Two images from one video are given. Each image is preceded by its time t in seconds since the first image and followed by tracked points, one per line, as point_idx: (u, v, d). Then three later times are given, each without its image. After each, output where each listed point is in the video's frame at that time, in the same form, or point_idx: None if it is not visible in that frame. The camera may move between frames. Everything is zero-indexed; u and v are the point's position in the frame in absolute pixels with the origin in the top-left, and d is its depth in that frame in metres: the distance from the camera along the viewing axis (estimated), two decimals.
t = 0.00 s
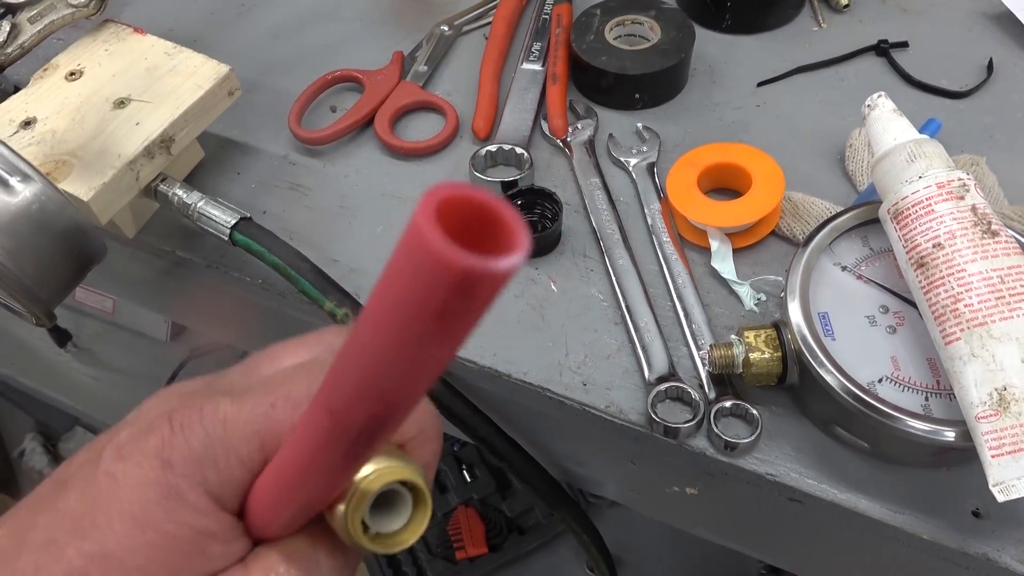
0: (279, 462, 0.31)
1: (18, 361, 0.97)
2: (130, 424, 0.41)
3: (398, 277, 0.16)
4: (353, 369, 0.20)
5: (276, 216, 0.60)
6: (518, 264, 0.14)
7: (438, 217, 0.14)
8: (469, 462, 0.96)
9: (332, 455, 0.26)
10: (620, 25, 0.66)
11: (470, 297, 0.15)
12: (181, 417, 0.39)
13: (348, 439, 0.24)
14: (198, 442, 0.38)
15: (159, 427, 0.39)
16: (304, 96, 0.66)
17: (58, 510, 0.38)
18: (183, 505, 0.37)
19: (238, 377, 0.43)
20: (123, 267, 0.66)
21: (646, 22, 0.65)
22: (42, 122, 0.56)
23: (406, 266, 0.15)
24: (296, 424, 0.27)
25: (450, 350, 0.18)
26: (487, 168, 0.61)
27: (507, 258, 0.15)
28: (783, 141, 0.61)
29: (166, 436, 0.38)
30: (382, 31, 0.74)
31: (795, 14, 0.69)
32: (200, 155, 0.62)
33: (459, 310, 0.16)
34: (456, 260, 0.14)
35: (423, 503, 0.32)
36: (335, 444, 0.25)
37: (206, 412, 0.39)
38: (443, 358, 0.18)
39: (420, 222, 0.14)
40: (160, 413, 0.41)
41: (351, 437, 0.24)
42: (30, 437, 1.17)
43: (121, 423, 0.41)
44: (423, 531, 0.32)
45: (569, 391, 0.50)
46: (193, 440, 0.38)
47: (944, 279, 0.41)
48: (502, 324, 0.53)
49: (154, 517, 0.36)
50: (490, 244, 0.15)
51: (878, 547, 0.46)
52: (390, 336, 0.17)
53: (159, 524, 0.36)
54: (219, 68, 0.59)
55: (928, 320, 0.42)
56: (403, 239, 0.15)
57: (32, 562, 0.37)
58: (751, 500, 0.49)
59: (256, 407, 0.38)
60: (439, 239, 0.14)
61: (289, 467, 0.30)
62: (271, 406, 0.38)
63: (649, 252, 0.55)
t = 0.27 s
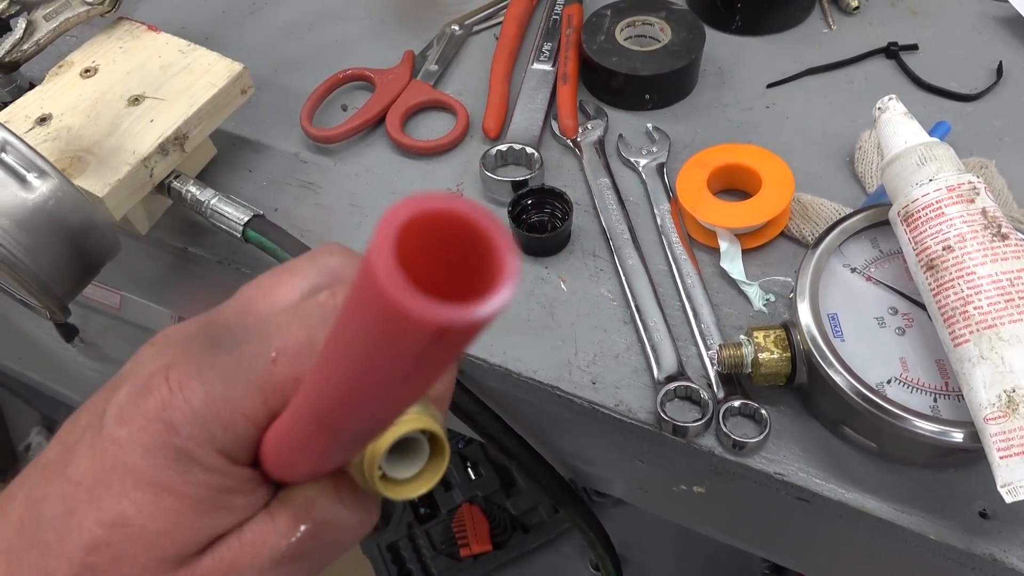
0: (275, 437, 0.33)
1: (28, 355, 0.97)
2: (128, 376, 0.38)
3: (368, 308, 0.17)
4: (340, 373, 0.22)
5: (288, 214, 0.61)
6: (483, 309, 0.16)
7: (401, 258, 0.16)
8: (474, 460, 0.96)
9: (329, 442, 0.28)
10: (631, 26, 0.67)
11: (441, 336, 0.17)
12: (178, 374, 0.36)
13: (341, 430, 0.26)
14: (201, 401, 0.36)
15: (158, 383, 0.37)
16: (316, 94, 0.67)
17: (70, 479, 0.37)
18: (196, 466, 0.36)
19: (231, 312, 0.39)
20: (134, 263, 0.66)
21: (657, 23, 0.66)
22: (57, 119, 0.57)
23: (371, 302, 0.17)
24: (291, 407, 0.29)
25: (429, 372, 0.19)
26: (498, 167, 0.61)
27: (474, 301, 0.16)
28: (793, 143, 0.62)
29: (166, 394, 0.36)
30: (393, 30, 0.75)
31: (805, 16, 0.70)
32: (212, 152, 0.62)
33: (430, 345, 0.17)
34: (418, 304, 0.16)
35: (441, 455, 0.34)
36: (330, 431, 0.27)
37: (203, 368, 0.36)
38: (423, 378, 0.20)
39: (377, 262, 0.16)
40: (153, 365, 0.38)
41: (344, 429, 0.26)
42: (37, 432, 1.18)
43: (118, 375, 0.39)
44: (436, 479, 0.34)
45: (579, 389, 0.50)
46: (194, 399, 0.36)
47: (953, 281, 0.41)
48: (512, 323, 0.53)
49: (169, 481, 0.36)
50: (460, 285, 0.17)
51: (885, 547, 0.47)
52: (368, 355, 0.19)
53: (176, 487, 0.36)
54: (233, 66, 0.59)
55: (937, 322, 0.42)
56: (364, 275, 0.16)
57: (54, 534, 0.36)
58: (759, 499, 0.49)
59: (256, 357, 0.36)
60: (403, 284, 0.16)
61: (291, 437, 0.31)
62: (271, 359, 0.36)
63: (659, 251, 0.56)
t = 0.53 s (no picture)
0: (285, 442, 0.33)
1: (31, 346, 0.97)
2: (139, 374, 0.37)
3: (400, 338, 0.18)
4: (362, 391, 0.23)
5: (295, 205, 0.60)
6: (514, 344, 0.17)
7: (437, 295, 0.17)
8: (477, 456, 0.96)
9: (341, 450, 0.29)
10: (640, 18, 0.66)
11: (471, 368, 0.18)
12: (190, 374, 0.35)
13: (356, 442, 0.27)
14: (213, 402, 0.34)
15: (169, 383, 0.35)
16: (324, 85, 0.66)
17: (82, 478, 0.36)
18: (208, 467, 0.35)
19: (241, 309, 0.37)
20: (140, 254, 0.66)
21: (666, 16, 0.65)
22: (65, 107, 0.57)
23: (404, 333, 0.18)
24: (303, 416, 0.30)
25: (454, 396, 0.21)
26: (506, 159, 0.61)
27: (504, 337, 0.18)
28: (803, 137, 0.61)
29: (178, 396, 0.34)
30: (401, 22, 0.74)
31: (815, 10, 0.69)
32: (219, 143, 0.62)
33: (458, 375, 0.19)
34: (453, 339, 0.17)
35: (453, 455, 0.36)
36: (343, 440, 0.28)
37: (215, 367, 0.34)
38: (446, 403, 0.21)
39: (416, 299, 0.17)
40: (161, 362, 0.36)
41: (359, 441, 0.27)
42: (40, 425, 1.18)
43: (129, 371, 0.37)
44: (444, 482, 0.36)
45: (587, 382, 0.50)
46: (206, 399, 0.34)
47: (967, 275, 0.41)
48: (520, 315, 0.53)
49: (182, 483, 0.35)
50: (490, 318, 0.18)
51: (894, 544, 0.46)
52: (394, 380, 0.20)
53: (189, 489, 0.35)
54: (240, 55, 0.59)
55: (950, 316, 0.42)
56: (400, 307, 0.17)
57: (66, 535, 0.35)
58: (766, 494, 0.49)
59: (267, 358, 0.33)
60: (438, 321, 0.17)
61: (307, 442, 0.31)
62: (283, 360, 0.33)
63: (667, 245, 0.55)
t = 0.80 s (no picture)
0: (252, 421, 0.32)
1: (41, 350, 0.99)
2: (98, 358, 0.38)
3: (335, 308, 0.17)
4: (311, 367, 0.21)
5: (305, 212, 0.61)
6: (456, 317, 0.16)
7: (368, 259, 0.15)
8: (481, 459, 0.97)
9: (303, 429, 0.28)
10: (645, 29, 0.67)
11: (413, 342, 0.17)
12: (147, 357, 0.35)
13: (314, 421, 0.26)
14: (172, 384, 0.34)
15: (126, 366, 0.35)
16: (333, 94, 0.67)
17: (40, 466, 0.37)
18: (169, 452, 0.35)
19: (205, 293, 0.38)
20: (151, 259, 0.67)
21: (671, 26, 0.66)
22: (79, 116, 0.58)
23: (338, 304, 0.16)
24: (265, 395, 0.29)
25: (404, 372, 0.19)
26: (513, 168, 0.62)
27: (446, 309, 0.16)
28: (805, 147, 0.62)
29: (135, 379, 0.34)
30: (408, 30, 0.75)
31: (817, 21, 0.70)
32: (230, 151, 0.63)
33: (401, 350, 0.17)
34: (387, 308, 0.15)
35: (427, 441, 0.35)
36: (303, 419, 0.26)
37: (174, 350, 0.34)
38: (397, 378, 0.20)
39: (343, 264, 0.15)
40: (124, 345, 0.37)
41: (319, 421, 0.26)
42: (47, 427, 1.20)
43: (88, 354, 0.38)
44: (416, 469, 0.35)
45: (591, 388, 0.51)
46: (165, 383, 0.34)
47: (966, 286, 0.42)
48: (526, 322, 0.54)
49: (142, 469, 0.35)
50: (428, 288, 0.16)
51: (893, 548, 0.47)
52: (338, 354, 0.19)
53: (149, 476, 0.35)
54: (252, 65, 0.60)
55: (949, 327, 0.43)
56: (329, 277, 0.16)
57: (24, 521, 0.37)
58: (767, 498, 0.50)
59: (229, 340, 0.33)
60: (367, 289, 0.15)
61: (269, 423, 0.30)
62: (245, 340, 0.32)
63: (671, 253, 0.56)
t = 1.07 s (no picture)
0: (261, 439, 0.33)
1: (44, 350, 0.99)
2: (112, 363, 0.37)
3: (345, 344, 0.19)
4: (319, 395, 0.23)
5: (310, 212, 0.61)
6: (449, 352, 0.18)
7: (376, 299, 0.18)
8: (482, 462, 0.97)
9: (311, 448, 0.29)
10: (651, 31, 0.67)
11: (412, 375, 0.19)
12: (159, 363, 0.34)
13: (323, 442, 0.27)
14: (185, 393, 0.33)
15: (139, 372, 0.34)
16: (338, 94, 0.67)
17: (54, 472, 0.36)
18: (183, 458, 0.35)
19: (217, 297, 0.38)
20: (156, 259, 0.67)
21: (677, 29, 0.66)
22: (86, 114, 0.58)
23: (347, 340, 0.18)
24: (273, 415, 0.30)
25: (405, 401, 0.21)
26: (518, 169, 0.62)
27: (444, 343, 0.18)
28: (811, 149, 0.62)
29: (148, 386, 0.34)
30: (414, 32, 0.76)
31: (823, 24, 0.70)
32: (235, 150, 0.63)
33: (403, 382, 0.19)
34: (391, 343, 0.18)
35: (439, 453, 0.36)
36: (310, 437, 0.28)
37: (187, 358, 0.33)
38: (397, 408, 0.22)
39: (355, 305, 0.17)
40: (136, 350, 0.36)
41: (326, 442, 0.27)
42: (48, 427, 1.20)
43: (101, 359, 0.38)
44: (427, 480, 0.36)
45: (596, 389, 0.51)
46: (178, 390, 0.33)
47: (973, 288, 0.42)
48: (532, 323, 0.54)
49: (155, 475, 0.35)
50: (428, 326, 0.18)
51: (899, 552, 0.47)
52: (345, 386, 0.21)
53: (163, 482, 0.35)
54: (258, 65, 0.60)
55: (956, 328, 0.43)
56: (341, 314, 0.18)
57: (40, 529, 0.36)
58: (772, 501, 0.49)
59: (239, 347, 0.31)
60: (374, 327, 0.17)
61: (284, 432, 0.29)
62: (257, 348, 0.31)
63: (676, 254, 0.56)
